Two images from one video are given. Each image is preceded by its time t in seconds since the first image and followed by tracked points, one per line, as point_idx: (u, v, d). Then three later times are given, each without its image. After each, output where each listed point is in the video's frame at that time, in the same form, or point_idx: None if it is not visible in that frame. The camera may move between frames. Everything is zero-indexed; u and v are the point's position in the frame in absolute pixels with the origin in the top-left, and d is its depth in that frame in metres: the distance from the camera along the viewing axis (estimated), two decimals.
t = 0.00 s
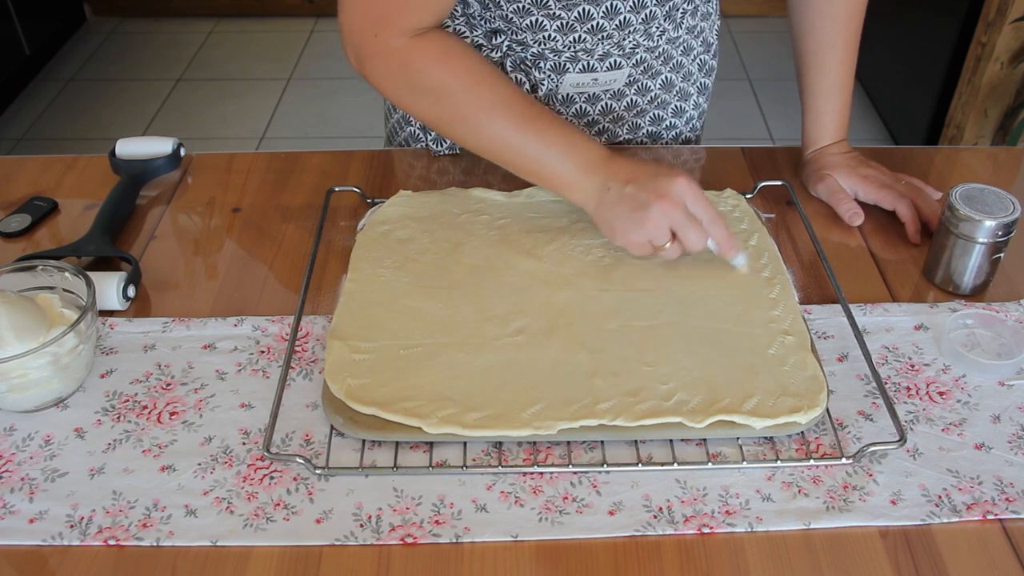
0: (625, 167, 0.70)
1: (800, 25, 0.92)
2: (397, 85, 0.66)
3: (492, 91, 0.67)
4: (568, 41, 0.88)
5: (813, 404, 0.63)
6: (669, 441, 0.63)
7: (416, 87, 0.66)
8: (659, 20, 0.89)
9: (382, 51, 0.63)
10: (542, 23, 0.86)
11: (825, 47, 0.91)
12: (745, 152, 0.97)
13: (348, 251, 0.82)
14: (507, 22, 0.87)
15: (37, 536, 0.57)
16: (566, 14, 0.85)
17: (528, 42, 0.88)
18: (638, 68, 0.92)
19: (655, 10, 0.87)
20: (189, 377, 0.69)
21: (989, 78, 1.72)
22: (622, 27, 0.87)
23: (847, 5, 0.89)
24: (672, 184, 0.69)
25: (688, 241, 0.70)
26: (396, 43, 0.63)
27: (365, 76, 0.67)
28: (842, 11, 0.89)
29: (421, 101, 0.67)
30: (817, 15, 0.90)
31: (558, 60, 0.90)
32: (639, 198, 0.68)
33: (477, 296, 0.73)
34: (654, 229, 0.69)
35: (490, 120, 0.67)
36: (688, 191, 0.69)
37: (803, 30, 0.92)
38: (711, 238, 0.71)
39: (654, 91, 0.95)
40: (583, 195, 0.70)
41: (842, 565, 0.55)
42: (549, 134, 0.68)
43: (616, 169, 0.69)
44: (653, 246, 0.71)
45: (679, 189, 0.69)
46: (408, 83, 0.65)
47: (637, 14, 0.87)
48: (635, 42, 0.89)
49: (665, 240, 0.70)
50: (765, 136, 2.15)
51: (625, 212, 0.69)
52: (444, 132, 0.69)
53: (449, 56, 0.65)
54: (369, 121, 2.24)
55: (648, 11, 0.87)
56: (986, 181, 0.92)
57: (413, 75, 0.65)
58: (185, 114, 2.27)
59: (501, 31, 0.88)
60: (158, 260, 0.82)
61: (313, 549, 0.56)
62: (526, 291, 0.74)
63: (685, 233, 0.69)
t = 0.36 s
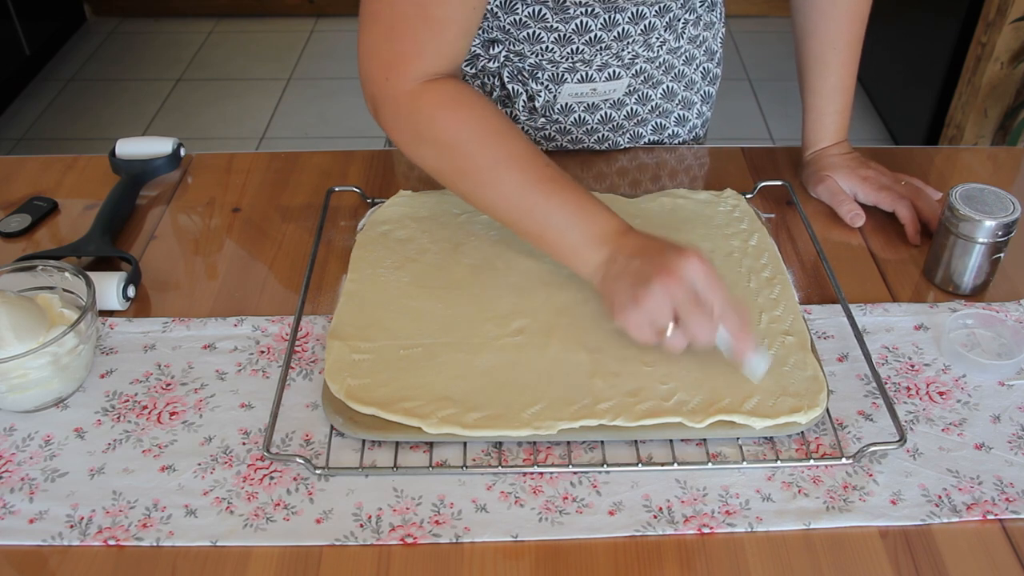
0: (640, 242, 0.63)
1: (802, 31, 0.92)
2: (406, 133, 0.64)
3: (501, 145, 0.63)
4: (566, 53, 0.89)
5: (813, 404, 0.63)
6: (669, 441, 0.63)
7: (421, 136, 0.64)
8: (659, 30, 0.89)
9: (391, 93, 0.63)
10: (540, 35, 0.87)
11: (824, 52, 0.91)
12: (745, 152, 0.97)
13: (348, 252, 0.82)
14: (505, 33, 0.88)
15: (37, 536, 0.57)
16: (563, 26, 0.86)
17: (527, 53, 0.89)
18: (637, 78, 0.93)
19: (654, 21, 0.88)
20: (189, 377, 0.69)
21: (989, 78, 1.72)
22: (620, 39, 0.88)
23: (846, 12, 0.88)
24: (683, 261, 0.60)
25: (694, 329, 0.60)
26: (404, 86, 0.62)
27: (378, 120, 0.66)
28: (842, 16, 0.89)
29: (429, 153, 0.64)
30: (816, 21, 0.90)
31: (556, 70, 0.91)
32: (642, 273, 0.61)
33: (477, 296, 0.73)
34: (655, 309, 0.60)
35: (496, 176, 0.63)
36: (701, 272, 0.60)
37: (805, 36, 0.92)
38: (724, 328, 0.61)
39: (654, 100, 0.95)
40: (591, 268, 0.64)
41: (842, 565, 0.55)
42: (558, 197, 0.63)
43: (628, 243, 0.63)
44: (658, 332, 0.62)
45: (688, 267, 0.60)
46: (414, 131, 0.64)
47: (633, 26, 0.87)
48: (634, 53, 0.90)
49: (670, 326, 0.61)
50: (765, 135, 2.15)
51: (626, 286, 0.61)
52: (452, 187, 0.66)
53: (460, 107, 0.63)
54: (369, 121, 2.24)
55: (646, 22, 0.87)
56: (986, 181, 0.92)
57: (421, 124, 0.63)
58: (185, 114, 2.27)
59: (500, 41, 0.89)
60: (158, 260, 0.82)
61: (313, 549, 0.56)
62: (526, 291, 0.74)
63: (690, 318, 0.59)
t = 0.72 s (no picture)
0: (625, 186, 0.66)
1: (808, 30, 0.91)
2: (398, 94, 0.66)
3: (491, 102, 0.65)
4: (568, 49, 0.88)
5: (813, 404, 0.63)
6: (669, 441, 0.63)
7: (413, 97, 0.65)
8: (660, 28, 0.88)
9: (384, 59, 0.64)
10: (542, 30, 0.87)
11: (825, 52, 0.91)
12: (745, 152, 0.97)
13: (348, 252, 0.82)
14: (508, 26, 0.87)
15: (37, 536, 0.57)
16: (566, 22, 0.86)
17: (529, 47, 0.89)
18: (639, 75, 0.92)
19: (658, 20, 0.87)
20: (189, 377, 0.69)
21: (989, 78, 1.72)
22: (623, 36, 0.88)
23: (848, 11, 0.88)
24: (659, 195, 0.63)
25: (678, 256, 0.63)
26: (395, 51, 0.63)
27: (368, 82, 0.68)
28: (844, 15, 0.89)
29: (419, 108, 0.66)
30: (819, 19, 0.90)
31: (558, 65, 0.90)
32: (625, 213, 0.63)
33: (477, 296, 0.73)
34: (639, 246, 0.63)
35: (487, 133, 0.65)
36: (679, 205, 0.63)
37: (807, 34, 0.92)
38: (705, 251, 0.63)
39: (655, 96, 0.95)
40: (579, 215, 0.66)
41: (842, 565, 0.55)
42: (546, 150, 0.65)
43: (612, 185, 0.65)
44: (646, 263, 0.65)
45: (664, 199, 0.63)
46: (406, 93, 0.65)
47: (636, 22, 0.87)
48: (635, 50, 0.90)
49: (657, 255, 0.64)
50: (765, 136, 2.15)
51: (612, 229, 0.64)
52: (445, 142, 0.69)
53: (449, 67, 0.64)
54: (369, 121, 2.24)
55: (650, 20, 0.87)
56: (986, 181, 0.92)
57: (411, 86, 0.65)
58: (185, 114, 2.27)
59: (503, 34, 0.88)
60: (158, 260, 0.82)
61: (313, 549, 0.56)
62: (525, 291, 0.74)
63: (673, 248, 0.63)
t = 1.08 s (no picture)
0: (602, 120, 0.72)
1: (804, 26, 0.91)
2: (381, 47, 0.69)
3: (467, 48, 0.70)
4: (566, 32, 0.88)
5: (813, 404, 0.63)
6: (669, 441, 0.63)
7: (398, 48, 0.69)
8: (657, 13, 0.88)
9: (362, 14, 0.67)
10: (540, 13, 0.86)
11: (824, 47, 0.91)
12: (745, 152, 0.97)
13: (348, 251, 0.82)
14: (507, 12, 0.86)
15: (37, 536, 0.57)
16: (563, 4, 0.85)
17: (526, 32, 0.88)
18: (636, 61, 0.92)
19: (653, 3, 0.87)
20: (189, 377, 0.69)
21: (989, 78, 1.72)
22: (620, 20, 0.87)
23: (846, 10, 0.89)
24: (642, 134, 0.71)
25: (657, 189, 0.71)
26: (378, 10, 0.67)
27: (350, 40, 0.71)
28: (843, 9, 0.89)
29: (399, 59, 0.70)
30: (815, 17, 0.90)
31: (556, 50, 0.90)
32: (610, 148, 0.71)
33: (477, 296, 0.73)
34: (624, 178, 0.70)
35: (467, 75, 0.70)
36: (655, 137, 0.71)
37: (803, 31, 0.92)
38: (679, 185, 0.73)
39: (652, 84, 0.95)
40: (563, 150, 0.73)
41: (842, 565, 0.55)
42: (525, 90, 0.71)
43: (592, 122, 0.72)
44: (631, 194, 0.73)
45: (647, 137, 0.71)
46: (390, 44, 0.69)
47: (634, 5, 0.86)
48: (632, 35, 0.89)
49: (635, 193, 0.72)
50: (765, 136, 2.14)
51: (598, 163, 0.71)
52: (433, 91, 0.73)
53: (430, 19, 0.68)
54: (369, 121, 2.24)
55: (646, 3, 0.87)
56: (986, 181, 0.92)
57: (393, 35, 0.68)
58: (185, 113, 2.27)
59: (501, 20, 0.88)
60: (158, 260, 0.82)
61: (313, 549, 0.56)
62: (525, 291, 0.74)
63: (654, 181, 0.71)
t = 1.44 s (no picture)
0: (586, 146, 0.73)
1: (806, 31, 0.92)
2: (366, 63, 0.69)
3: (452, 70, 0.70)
4: (567, 37, 0.88)
5: (813, 404, 0.63)
6: (669, 441, 0.63)
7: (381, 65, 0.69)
8: (658, 16, 0.88)
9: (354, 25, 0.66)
10: (540, 18, 0.86)
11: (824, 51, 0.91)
12: (745, 152, 0.97)
13: (348, 252, 0.82)
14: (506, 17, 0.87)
15: (36, 536, 0.57)
16: (563, 9, 0.85)
17: (526, 37, 0.88)
18: (638, 66, 0.92)
19: (654, 6, 0.87)
20: (189, 377, 0.69)
21: (989, 78, 1.72)
22: (621, 24, 0.87)
23: (847, 10, 0.88)
24: (626, 157, 0.71)
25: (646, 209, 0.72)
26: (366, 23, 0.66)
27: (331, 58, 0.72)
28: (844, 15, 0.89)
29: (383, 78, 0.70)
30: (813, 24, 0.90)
31: (557, 55, 0.89)
32: (594, 173, 0.71)
33: (477, 296, 0.73)
34: (610, 202, 0.71)
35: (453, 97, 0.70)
36: (643, 162, 0.71)
37: (803, 32, 0.92)
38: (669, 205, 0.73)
39: (654, 88, 0.95)
40: (546, 178, 0.73)
41: (842, 565, 0.55)
42: (510, 114, 0.71)
43: (577, 149, 0.72)
44: (615, 219, 0.73)
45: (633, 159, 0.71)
46: (377, 62, 0.69)
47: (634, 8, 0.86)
48: (634, 39, 0.89)
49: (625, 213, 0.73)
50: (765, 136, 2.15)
51: (582, 188, 0.71)
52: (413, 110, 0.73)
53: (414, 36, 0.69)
54: (369, 121, 2.24)
55: (646, 7, 0.87)
56: (986, 181, 0.92)
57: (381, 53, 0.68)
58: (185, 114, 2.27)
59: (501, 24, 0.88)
60: (158, 260, 0.82)
61: (313, 549, 0.56)
62: (525, 291, 0.74)
63: (641, 203, 0.71)
